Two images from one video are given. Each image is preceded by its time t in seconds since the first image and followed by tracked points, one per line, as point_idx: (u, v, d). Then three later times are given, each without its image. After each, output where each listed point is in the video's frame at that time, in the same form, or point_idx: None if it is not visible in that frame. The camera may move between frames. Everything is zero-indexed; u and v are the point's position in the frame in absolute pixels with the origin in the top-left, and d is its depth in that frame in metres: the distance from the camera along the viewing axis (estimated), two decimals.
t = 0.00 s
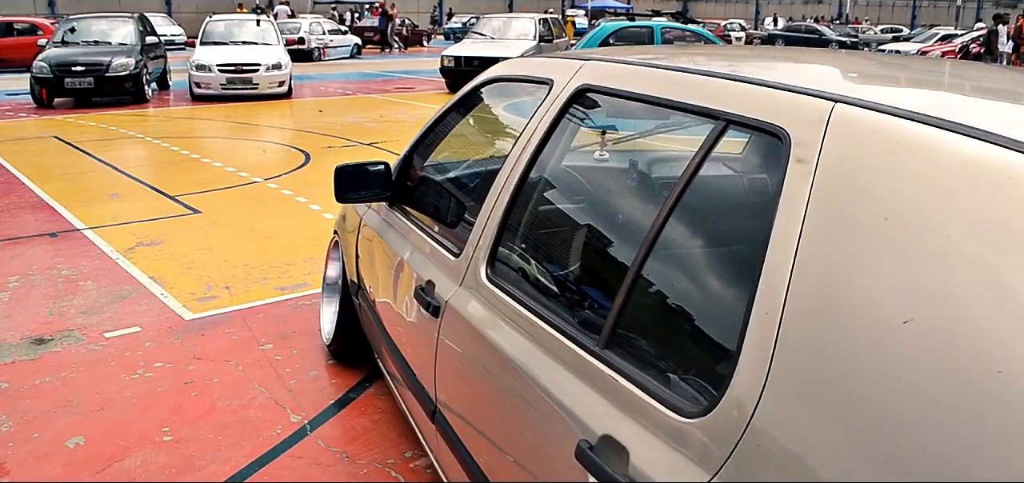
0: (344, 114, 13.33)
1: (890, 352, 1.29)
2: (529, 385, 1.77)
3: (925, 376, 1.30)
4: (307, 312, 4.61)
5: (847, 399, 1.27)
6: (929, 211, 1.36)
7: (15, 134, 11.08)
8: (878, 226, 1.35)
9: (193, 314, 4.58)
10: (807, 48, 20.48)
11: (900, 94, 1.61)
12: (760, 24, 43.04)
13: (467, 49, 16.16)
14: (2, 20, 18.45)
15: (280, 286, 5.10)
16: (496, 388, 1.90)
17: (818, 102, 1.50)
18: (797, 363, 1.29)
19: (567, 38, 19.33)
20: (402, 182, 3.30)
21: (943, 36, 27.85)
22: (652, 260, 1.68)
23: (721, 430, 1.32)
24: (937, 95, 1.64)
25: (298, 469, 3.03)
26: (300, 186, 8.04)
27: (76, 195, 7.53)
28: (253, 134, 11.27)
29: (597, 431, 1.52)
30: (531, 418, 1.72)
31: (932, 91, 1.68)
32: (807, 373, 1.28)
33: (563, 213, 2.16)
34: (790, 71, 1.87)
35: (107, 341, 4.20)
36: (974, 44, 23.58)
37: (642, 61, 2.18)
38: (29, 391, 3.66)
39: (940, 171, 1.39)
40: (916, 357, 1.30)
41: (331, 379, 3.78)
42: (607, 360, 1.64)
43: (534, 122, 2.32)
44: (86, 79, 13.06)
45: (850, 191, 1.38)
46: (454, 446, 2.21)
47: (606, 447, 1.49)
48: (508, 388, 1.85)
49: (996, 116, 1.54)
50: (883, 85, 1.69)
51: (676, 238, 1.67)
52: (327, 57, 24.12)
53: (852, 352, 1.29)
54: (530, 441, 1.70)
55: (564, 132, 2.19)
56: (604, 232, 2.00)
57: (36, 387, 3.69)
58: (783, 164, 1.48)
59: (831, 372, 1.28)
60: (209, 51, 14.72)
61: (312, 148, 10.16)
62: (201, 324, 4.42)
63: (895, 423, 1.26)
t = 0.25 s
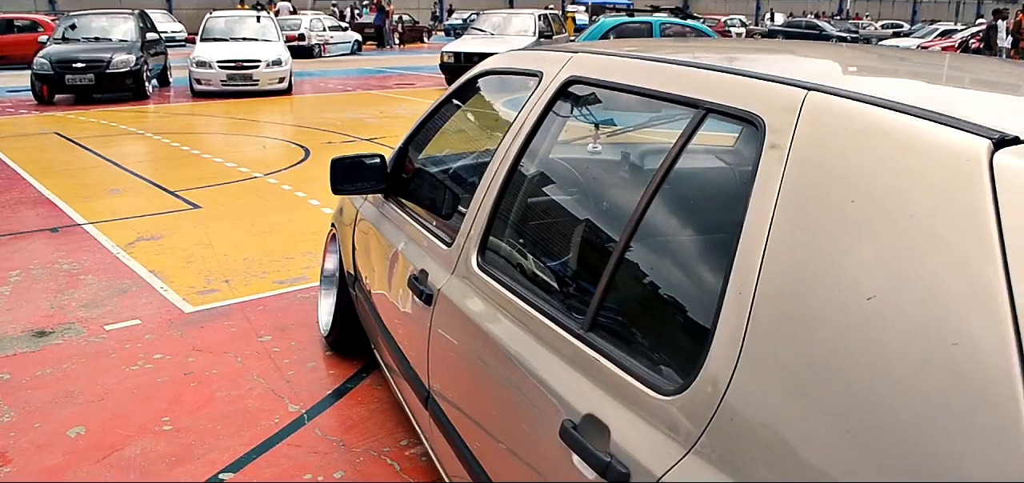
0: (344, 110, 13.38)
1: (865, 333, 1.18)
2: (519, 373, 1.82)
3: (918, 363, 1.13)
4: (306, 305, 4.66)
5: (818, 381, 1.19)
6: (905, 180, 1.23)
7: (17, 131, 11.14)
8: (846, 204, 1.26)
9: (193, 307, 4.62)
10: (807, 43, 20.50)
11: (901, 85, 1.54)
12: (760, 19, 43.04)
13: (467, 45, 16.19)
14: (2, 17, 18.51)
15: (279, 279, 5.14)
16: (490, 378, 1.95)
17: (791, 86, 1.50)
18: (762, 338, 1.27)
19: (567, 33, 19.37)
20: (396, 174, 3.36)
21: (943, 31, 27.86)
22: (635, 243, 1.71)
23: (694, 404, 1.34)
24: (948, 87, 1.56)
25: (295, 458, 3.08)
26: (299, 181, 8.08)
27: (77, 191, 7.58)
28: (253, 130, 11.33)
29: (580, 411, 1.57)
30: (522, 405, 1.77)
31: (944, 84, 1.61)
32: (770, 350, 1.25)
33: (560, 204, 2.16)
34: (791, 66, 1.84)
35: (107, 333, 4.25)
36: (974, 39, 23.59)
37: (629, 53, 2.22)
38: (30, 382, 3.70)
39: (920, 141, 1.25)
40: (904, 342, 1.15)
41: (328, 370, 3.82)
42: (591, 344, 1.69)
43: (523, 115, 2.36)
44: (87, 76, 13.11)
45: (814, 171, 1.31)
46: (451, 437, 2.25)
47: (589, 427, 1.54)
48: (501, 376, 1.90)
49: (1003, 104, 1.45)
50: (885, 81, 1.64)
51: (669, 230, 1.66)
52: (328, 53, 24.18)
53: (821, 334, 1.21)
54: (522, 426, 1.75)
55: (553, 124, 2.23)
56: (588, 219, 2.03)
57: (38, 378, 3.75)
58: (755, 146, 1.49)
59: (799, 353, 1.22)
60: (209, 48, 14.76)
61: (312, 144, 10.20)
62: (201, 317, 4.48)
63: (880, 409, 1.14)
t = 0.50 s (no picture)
0: (344, 106, 13.42)
1: (832, 312, 1.21)
2: (508, 359, 1.87)
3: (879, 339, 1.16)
4: (304, 298, 4.71)
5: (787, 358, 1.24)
6: (870, 164, 1.26)
7: (19, 128, 11.19)
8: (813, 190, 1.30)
9: (192, 301, 4.67)
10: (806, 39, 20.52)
11: (894, 75, 1.53)
12: (761, 15, 43.04)
13: (467, 42, 16.23)
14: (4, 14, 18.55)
15: (278, 273, 5.20)
16: (480, 365, 2.00)
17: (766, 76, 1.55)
18: (734, 317, 1.32)
19: (567, 30, 19.40)
20: (392, 167, 3.42)
21: (944, 27, 27.85)
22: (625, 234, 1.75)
23: (669, 380, 1.39)
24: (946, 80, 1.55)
25: (293, 446, 3.13)
26: (299, 177, 8.13)
27: (79, 187, 7.63)
28: (253, 126, 11.37)
29: (564, 392, 1.62)
30: (511, 388, 1.82)
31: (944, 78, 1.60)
32: (741, 329, 1.30)
33: (552, 196, 2.17)
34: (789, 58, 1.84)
35: (108, 326, 4.30)
36: (974, 34, 23.59)
37: (615, 45, 2.26)
38: (32, 374, 3.76)
39: (885, 125, 1.29)
40: (867, 320, 1.18)
41: (326, 361, 3.87)
42: (574, 327, 1.73)
43: (512, 108, 2.41)
44: (88, 73, 13.15)
45: (784, 159, 1.36)
46: (446, 427, 2.30)
47: (573, 407, 1.58)
48: (490, 362, 1.94)
49: (999, 96, 1.44)
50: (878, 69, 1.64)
51: (657, 220, 1.69)
52: (328, 51, 24.23)
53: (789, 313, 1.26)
54: (511, 408, 1.80)
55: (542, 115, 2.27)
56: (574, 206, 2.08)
57: (39, 370, 3.80)
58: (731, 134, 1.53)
59: (768, 332, 1.27)
60: (209, 45, 14.80)
61: (312, 140, 10.25)
62: (200, 310, 4.53)
63: (848, 386, 1.17)
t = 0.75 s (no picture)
0: (344, 104, 13.47)
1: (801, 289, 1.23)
2: (502, 345, 1.91)
3: (848, 314, 1.17)
4: (304, 291, 4.77)
5: (760, 334, 1.26)
6: (842, 143, 1.27)
7: (21, 127, 11.26)
8: (786, 171, 1.33)
9: (193, 294, 4.73)
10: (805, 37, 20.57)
11: (885, 67, 1.53)
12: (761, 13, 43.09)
13: (467, 40, 16.29)
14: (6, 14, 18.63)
15: (278, 267, 5.26)
16: (473, 351, 2.06)
17: (745, 64, 1.60)
18: (710, 296, 1.36)
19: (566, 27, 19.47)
20: (388, 160, 3.48)
21: (944, 24, 27.88)
22: (609, 215, 1.80)
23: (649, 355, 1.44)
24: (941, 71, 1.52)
25: (292, 434, 3.19)
26: (299, 173, 8.19)
27: (81, 184, 7.70)
28: (254, 124, 11.43)
29: (551, 371, 1.66)
30: (505, 371, 1.85)
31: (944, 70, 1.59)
32: (715, 307, 1.34)
33: (549, 187, 2.20)
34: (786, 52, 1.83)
35: (111, 319, 4.36)
36: (973, 31, 23.64)
37: (604, 37, 2.32)
38: (36, 365, 3.82)
39: (857, 106, 1.30)
40: (835, 295, 1.18)
41: (325, 352, 3.93)
42: (562, 309, 1.78)
43: (505, 102, 2.47)
44: (90, 72, 13.22)
45: (761, 144, 1.39)
46: (445, 416, 2.35)
47: (560, 387, 1.62)
48: (483, 348, 2.00)
49: (998, 86, 1.41)
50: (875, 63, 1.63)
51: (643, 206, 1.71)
52: (329, 49, 24.30)
53: (762, 291, 1.28)
54: (505, 390, 1.84)
55: (532, 108, 2.34)
56: (564, 194, 2.12)
57: (43, 361, 3.86)
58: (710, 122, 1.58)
59: (742, 310, 1.29)
60: (210, 44, 14.85)
61: (312, 138, 10.31)
62: (201, 303, 4.59)
63: (817, 361, 1.18)
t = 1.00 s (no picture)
0: (346, 102, 13.52)
1: (776, 265, 1.27)
2: (494, 331, 1.96)
3: (818, 289, 1.20)
4: (305, 284, 4.83)
5: (735, 311, 1.30)
6: (815, 127, 1.31)
7: (25, 124, 11.33)
8: (763, 155, 1.37)
9: (195, 288, 4.78)
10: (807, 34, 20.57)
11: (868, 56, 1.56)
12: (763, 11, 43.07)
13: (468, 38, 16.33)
14: (9, 13, 18.71)
15: (279, 261, 5.32)
16: (467, 339, 2.12)
17: (726, 52, 1.64)
18: (690, 276, 1.40)
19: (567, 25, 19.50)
20: (386, 153, 3.53)
21: (946, 20, 27.87)
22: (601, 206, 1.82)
23: (630, 334, 1.49)
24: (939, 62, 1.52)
25: (291, 422, 3.24)
26: (300, 170, 8.25)
27: (84, 180, 7.76)
28: (256, 121, 11.50)
29: (539, 352, 1.72)
30: (494, 356, 1.93)
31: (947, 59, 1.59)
32: (693, 286, 1.38)
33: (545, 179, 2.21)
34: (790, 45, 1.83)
35: (113, 312, 4.42)
36: (975, 28, 23.61)
37: (595, 29, 2.36)
38: (40, 356, 3.88)
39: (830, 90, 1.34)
40: (809, 270, 1.23)
41: (324, 343, 3.99)
42: (550, 292, 1.84)
43: (497, 94, 2.52)
44: (93, 70, 13.28)
45: (741, 129, 1.44)
46: (441, 404, 2.42)
47: (547, 367, 1.68)
48: (478, 335, 2.05)
49: (973, 70, 1.44)
50: (880, 54, 1.62)
51: (627, 192, 1.76)
52: (331, 48, 24.36)
53: (738, 270, 1.32)
54: (495, 373, 1.91)
55: (524, 99, 2.38)
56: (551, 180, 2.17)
57: (47, 352, 3.92)
58: (689, 111, 1.63)
59: (719, 288, 1.34)
60: (212, 42, 14.90)
61: (314, 135, 10.36)
62: (203, 296, 4.64)
63: (795, 336, 1.22)
